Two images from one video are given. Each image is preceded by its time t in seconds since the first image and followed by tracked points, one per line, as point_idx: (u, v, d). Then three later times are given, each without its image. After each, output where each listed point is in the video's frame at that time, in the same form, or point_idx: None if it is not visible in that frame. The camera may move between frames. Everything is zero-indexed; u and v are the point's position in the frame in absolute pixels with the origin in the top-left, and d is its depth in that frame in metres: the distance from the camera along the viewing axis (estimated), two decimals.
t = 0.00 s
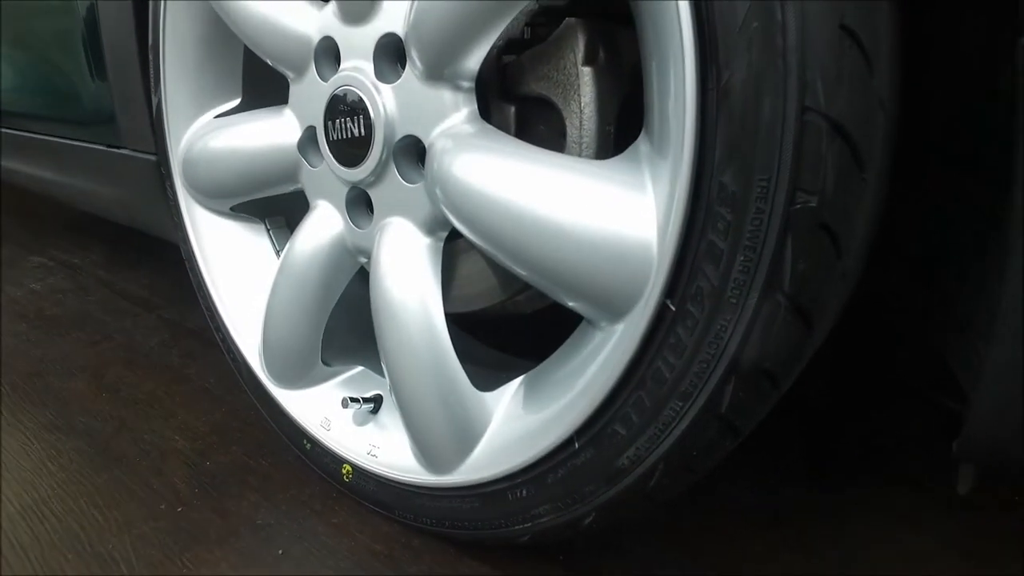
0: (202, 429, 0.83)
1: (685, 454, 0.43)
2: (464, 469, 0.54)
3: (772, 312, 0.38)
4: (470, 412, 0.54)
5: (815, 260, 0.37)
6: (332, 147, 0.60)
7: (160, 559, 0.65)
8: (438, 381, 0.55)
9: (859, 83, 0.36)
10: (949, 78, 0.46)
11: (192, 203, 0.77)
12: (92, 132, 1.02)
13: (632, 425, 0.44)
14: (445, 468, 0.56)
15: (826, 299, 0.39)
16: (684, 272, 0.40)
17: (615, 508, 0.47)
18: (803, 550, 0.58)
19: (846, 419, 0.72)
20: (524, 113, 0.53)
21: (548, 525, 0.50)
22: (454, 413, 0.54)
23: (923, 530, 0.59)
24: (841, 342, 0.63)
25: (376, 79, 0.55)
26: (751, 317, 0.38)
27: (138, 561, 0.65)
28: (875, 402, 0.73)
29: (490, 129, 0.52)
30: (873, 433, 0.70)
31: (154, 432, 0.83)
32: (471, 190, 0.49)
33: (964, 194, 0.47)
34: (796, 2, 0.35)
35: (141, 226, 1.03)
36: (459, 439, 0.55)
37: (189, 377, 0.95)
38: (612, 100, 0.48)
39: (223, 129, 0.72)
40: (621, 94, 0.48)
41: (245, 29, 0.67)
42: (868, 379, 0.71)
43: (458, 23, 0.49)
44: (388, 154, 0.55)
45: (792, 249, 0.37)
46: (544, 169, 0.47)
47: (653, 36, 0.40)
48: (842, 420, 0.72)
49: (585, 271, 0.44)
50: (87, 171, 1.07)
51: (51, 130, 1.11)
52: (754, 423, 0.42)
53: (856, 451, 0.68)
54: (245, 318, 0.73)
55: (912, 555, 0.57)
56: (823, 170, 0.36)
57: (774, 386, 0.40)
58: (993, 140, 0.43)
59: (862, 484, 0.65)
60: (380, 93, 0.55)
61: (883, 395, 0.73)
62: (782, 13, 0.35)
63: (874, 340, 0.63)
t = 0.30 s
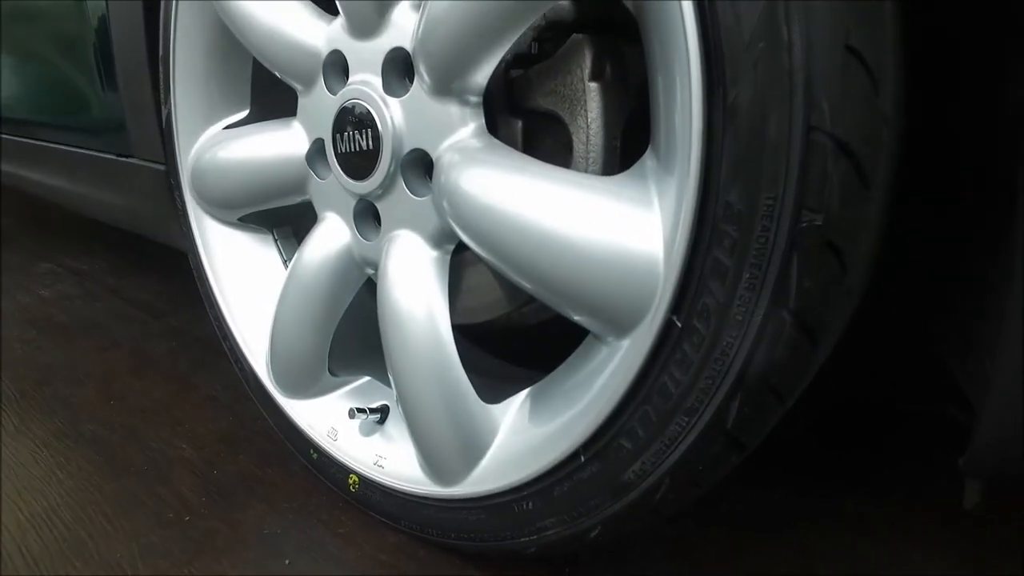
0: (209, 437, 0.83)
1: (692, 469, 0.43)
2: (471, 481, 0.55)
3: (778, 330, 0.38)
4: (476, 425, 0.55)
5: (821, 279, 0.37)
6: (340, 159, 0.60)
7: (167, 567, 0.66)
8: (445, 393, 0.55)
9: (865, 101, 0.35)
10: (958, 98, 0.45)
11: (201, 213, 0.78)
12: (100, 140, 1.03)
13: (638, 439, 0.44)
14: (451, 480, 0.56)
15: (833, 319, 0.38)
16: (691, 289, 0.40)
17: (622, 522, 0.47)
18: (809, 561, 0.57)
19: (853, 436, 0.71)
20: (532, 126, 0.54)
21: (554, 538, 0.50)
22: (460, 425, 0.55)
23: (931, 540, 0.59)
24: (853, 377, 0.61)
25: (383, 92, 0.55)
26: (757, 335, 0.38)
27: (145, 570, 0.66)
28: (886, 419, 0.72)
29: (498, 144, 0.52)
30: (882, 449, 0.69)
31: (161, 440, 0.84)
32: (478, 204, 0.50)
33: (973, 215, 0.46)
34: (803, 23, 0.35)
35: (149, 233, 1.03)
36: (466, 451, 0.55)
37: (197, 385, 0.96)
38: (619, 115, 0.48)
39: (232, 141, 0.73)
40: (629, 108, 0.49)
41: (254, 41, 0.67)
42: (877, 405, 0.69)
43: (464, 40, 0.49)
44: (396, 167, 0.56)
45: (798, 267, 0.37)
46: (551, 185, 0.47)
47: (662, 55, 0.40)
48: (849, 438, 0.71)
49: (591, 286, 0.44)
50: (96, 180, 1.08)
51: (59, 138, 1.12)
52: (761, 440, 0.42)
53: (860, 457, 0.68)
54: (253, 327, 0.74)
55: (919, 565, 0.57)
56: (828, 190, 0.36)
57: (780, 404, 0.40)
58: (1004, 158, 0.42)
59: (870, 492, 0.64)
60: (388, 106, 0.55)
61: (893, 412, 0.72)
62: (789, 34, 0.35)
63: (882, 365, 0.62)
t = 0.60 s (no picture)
0: (217, 450, 0.84)
1: (697, 489, 0.43)
2: (478, 497, 0.55)
3: (783, 353, 0.38)
4: (484, 442, 0.55)
5: (826, 302, 0.38)
6: (349, 177, 0.61)
7: None
8: (452, 409, 0.55)
9: (869, 128, 0.36)
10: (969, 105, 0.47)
11: (210, 228, 0.78)
12: (110, 152, 1.04)
13: (644, 459, 0.44)
14: (458, 496, 0.56)
15: (836, 340, 0.39)
16: (697, 312, 0.41)
17: (628, 541, 0.47)
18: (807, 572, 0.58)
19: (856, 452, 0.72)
20: (539, 147, 0.54)
21: (560, 555, 0.51)
22: (467, 442, 0.55)
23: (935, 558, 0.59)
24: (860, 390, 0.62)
25: (392, 111, 0.56)
26: (762, 357, 0.39)
27: None
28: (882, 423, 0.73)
29: (505, 165, 0.52)
30: (888, 459, 0.70)
31: (170, 452, 0.85)
32: (486, 224, 0.50)
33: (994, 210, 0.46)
34: (807, 53, 0.36)
35: (158, 245, 1.04)
36: (473, 467, 0.55)
37: (204, 397, 0.97)
38: (625, 136, 0.49)
39: (242, 156, 0.74)
40: (634, 129, 0.49)
41: (264, 59, 0.68)
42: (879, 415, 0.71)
43: (473, 61, 0.50)
44: (404, 185, 0.56)
45: (803, 291, 0.37)
46: (558, 206, 0.47)
47: (667, 81, 0.41)
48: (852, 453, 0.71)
49: (598, 306, 0.45)
50: (105, 192, 1.09)
51: (69, 150, 1.13)
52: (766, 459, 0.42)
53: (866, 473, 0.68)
54: (261, 341, 0.74)
55: None
56: (832, 216, 0.37)
57: (785, 424, 0.41)
58: (1022, 160, 0.43)
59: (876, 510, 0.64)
60: (397, 125, 0.56)
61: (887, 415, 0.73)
62: (793, 64, 0.36)
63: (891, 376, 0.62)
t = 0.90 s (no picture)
0: (223, 464, 0.85)
1: (701, 508, 0.43)
2: (482, 514, 0.55)
3: (788, 374, 0.39)
4: (489, 458, 0.55)
5: (830, 324, 0.38)
6: (356, 195, 0.61)
7: None
8: (458, 426, 0.55)
9: (872, 152, 0.37)
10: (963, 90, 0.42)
11: (218, 242, 0.79)
12: (116, 166, 1.04)
13: (649, 477, 0.44)
14: (462, 512, 0.56)
15: (840, 359, 0.39)
16: (702, 333, 0.41)
17: (632, 560, 0.47)
18: None
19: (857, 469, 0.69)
20: (545, 165, 0.55)
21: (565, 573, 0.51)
22: (474, 458, 0.55)
23: None
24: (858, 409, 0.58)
25: (400, 130, 0.57)
26: (767, 379, 0.39)
27: None
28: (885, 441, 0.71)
29: (511, 184, 0.53)
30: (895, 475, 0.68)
31: (177, 465, 0.85)
32: (491, 242, 0.51)
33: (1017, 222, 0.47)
34: (811, 78, 0.36)
35: (165, 257, 1.05)
36: (478, 484, 0.55)
37: (210, 409, 0.97)
38: (630, 157, 0.49)
39: (250, 172, 0.74)
40: (640, 149, 0.49)
41: (272, 76, 0.69)
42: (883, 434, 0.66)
43: (480, 80, 0.50)
44: (411, 203, 0.57)
45: (807, 314, 0.38)
46: (564, 226, 0.48)
47: (673, 103, 0.41)
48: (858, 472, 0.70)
49: (603, 326, 0.45)
50: (111, 204, 1.09)
51: (75, 163, 1.13)
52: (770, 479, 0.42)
53: (870, 488, 0.68)
54: (267, 356, 0.75)
55: None
56: (836, 240, 0.37)
57: (790, 444, 0.41)
58: None
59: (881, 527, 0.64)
60: (404, 144, 0.56)
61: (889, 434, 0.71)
62: (797, 89, 0.36)
63: (895, 391, 0.60)
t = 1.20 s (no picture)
0: (227, 477, 0.86)
1: (706, 527, 0.43)
2: (487, 530, 0.55)
3: (792, 396, 0.39)
4: (493, 475, 0.55)
5: (835, 346, 0.38)
6: (363, 212, 0.62)
7: None
8: (464, 442, 0.56)
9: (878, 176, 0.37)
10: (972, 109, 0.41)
11: (224, 257, 0.79)
12: (123, 179, 1.05)
13: (654, 496, 0.45)
14: (467, 528, 0.57)
15: (845, 381, 0.39)
16: (707, 353, 0.41)
17: None
18: None
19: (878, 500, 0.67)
20: (550, 184, 0.55)
21: None
22: (479, 475, 0.55)
23: None
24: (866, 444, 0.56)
25: (406, 148, 0.57)
26: (772, 400, 0.39)
27: None
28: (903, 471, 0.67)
29: (517, 204, 0.53)
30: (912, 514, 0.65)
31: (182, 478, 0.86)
32: (497, 260, 0.51)
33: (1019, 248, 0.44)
34: (814, 104, 0.37)
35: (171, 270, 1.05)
36: (483, 501, 0.55)
37: (215, 422, 0.98)
38: (635, 177, 0.50)
39: (258, 188, 0.75)
40: (645, 169, 0.50)
41: (279, 93, 0.69)
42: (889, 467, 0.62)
43: (486, 100, 0.51)
44: (417, 221, 0.57)
45: (811, 335, 0.38)
46: (570, 245, 0.48)
47: (677, 126, 0.42)
48: (878, 501, 0.68)
49: (608, 344, 0.45)
50: (118, 217, 1.10)
51: (82, 176, 1.14)
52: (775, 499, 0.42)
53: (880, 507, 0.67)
54: (273, 370, 0.75)
55: None
56: (840, 263, 0.37)
57: (795, 464, 0.41)
58: None
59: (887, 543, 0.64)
60: (411, 162, 0.57)
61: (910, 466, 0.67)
62: (801, 115, 0.37)
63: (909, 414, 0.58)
